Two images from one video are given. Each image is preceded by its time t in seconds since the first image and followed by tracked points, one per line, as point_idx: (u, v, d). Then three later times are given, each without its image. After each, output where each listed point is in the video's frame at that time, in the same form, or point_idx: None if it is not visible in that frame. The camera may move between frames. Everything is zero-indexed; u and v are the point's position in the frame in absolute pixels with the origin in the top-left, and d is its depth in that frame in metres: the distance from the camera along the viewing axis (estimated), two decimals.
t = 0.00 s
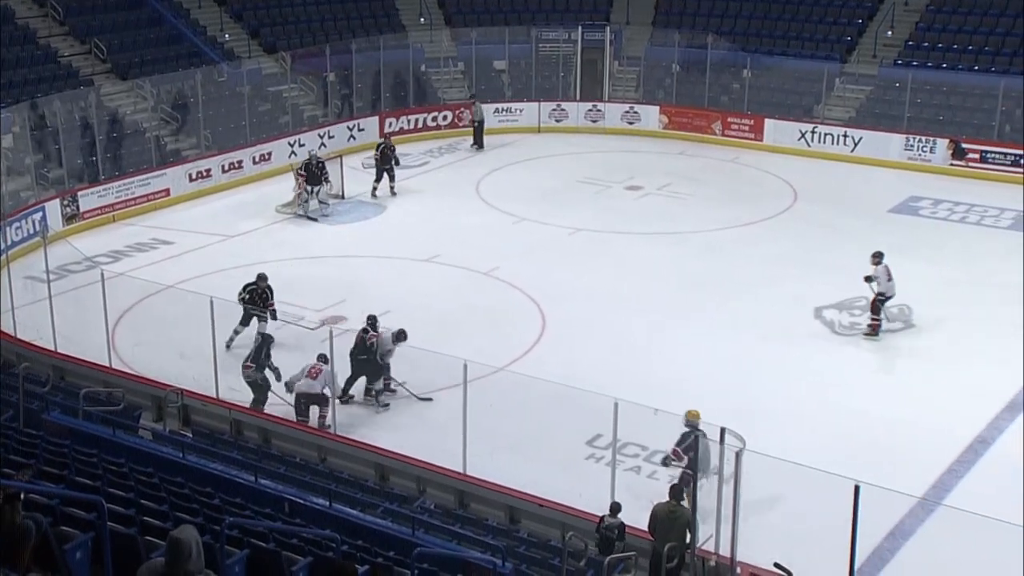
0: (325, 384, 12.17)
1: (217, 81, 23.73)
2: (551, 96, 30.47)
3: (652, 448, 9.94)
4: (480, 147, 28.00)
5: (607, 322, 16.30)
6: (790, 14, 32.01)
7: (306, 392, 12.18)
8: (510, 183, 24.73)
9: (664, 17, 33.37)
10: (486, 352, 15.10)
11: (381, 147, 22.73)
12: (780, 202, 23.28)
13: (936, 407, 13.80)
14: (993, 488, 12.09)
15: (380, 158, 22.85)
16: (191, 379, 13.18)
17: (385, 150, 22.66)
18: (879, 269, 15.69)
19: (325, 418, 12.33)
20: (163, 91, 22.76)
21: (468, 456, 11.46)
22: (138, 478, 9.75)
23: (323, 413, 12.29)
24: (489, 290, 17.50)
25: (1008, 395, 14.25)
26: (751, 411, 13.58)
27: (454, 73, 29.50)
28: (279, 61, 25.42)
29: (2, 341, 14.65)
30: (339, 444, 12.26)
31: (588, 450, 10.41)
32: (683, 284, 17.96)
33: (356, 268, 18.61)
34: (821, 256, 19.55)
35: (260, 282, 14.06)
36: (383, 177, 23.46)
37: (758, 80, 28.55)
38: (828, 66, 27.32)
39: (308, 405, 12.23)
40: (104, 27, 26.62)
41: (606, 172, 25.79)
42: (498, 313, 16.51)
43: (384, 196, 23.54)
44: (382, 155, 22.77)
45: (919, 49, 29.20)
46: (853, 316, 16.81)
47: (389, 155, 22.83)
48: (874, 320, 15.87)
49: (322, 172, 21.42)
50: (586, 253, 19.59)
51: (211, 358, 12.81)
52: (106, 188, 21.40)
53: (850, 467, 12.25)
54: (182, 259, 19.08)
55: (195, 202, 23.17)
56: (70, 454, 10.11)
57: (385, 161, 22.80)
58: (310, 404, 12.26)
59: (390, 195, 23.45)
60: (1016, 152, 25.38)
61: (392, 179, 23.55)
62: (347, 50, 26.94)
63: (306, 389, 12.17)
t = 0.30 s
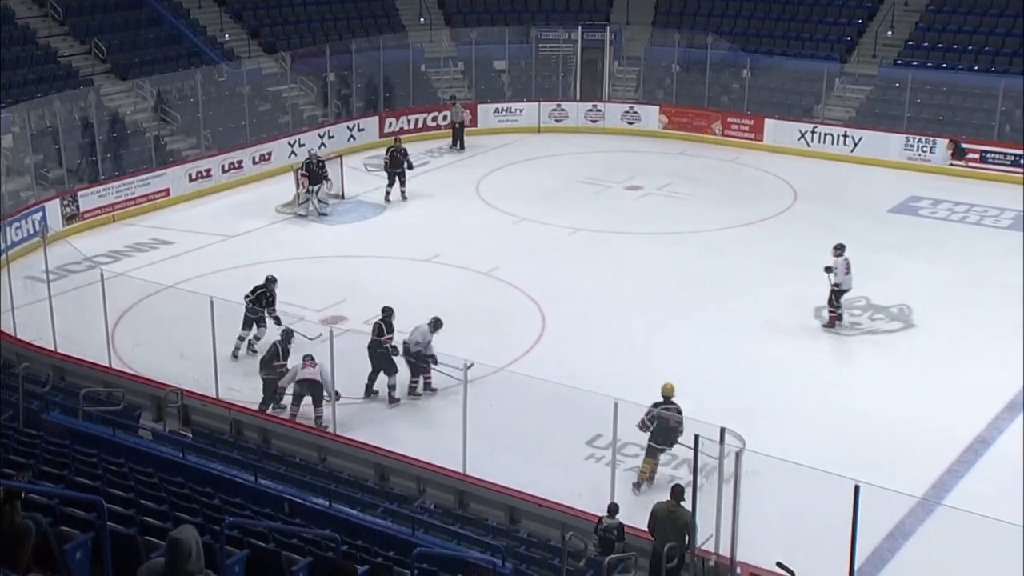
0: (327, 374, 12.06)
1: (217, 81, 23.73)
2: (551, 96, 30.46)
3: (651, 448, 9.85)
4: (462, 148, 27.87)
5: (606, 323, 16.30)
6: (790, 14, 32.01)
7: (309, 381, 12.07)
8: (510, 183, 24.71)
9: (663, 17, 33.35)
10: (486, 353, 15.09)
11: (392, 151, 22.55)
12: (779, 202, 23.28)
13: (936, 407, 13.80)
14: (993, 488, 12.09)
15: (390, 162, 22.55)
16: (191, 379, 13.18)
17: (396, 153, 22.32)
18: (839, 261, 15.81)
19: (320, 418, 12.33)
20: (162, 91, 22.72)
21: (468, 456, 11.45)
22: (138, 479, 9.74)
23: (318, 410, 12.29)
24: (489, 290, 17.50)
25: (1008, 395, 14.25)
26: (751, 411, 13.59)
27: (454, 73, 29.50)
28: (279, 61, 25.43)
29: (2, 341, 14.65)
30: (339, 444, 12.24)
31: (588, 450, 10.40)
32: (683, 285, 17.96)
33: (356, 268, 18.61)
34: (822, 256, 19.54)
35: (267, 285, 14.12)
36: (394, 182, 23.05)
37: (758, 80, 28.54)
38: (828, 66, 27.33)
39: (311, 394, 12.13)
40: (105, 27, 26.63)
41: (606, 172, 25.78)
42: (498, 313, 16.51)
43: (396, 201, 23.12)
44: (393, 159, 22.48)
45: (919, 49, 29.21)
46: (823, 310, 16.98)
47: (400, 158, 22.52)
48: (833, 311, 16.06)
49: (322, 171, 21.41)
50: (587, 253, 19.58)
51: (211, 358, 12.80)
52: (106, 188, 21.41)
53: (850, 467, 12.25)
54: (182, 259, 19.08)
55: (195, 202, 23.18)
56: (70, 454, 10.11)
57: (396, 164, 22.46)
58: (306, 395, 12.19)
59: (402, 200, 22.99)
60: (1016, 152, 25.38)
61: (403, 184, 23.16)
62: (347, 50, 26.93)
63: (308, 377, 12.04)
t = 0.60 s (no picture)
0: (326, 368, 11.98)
1: (218, 81, 23.74)
2: (551, 96, 30.45)
3: (651, 448, 9.81)
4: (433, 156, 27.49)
5: (606, 322, 16.31)
6: (789, 14, 32.02)
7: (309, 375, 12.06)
8: (510, 183, 24.71)
9: (664, 17, 33.36)
10: (486, 353, 15.10)
11: (400, 156, 22.24)
12: (779, 202, 23.28)
13: (936, 407, 13.80)
14: (993, 488, 12.09)
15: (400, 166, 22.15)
16: (190, 379, 13.18)
17: (404, 157, 21.97)
18: (804, 253, 16.04)
19: (323, 416, 12.33)
20: (162, 91, 22.71)
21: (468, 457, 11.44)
22: (138, 479, 9.74)
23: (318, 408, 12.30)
24: (488, 290, 17.50)
25: (1009, 395, 14.26)
26: (752, 411, 13.59)
27: (454, 74, 29.51)
28: (279, 61, 25.37)
29: (2, 341, 14.65)
30: (339, 444, 12.25)
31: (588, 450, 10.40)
32: (683, 285, 17.96)
33: (356, 268, 18.61)
34: (822, 256, 19.53)
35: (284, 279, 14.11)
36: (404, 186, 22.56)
37: (757, 80, 28.53)
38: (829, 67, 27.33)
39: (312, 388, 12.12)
40: (105, 27, 26.62)
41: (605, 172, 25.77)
42: (498, 313, 16.52)
43: (407, 205, 22.67)
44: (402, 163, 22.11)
45: (919, 49, 29.22)
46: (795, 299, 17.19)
47: (410, 163, 22.16)
48: (798, 304, 16.37)
49: (322, 171, 21.44)
50: (587, 252, 19.60)
51: (211, 358, 12.79)
52: (106, 188, 21.42)
53: (849, 467, 12.25)
54: (182, 259, 19.08)
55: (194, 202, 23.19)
56: (69, 454, 10.11)
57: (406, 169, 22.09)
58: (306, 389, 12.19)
59: (412, 206, 22.54)
60: (1016, 152, 25.38)
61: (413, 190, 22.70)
62: (347, 50, 26.94)
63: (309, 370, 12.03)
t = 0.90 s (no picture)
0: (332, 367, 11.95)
1: (218, 81, 23.73)
2: (551, 96, 30.44)
3: (650, 448, 9.89)
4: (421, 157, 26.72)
5: (606, 322, 16.31)
6: (789, 14, 32.02)
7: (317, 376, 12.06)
8: (510, 183, 24.72)
9: (664, 17, 33.35)
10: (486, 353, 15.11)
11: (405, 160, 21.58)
12: (779, 202, 23.29)
13: (937, 407, 13.81)
14: (993, 488, 12.09)
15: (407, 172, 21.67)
16: (191, 379, 13.18)
17: (411, 162, 21.52)
18: (772, 245, 16.26)
19: (337, 411, 12.37)
20: (163, 91, 22.70)
21: (468, 457, 11.43)
22: (138, 480, 9.73)
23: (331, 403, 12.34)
24: (487, 290, 17.51)
25: (1009, 395, 14.26)
26: (752, 411, 13.58)
27: (454, 74, 29.51)
28: (279, 61, 25.41)
29: (2, 341, 14.65)
30: (340, 445, 12.24)
31: (588, 450, 10.38)
32: (683, 285, 17.97)
33: (356, 268, 18.61)
34: (822, 256, 19.54)
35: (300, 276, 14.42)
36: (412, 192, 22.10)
37: (757, 81, 28.50)
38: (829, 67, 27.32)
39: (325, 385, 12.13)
40: (105, 27, 26.62)
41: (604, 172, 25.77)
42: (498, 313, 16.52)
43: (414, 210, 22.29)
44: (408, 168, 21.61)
45: (919, 49, 29.23)
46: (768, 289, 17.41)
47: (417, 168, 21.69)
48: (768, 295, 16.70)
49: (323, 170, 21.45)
50: (588, 252, 19.62)
51: (211, 358, 12.79)
52: (106, 188, 21.42)
53: (849, 467, 12.25)
54: (182, 259, 19.08)
55: (194, 202, 23.19)
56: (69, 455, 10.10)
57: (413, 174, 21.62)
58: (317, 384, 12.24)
59: (419, 213, 22.05)
60: (1016, 152, 25.38)
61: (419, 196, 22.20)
62: (347, 50, 26.96)
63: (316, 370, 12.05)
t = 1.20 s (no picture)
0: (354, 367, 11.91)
1: (217, 82, 23.74)
2: (550, 97, 30.43)
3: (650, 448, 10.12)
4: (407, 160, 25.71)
5: (604, 323, 16.32)
6: (788, 15, 32.03)
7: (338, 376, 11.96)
8: (509, 184, 24.74)
9: (663, 18, 33.35)
10: (485, 354, 15.11)
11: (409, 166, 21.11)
12: (778, 203, 23.30)
13: (937, 407, 13.84)
14: (992, 489, 12.10)
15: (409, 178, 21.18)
16: (190, 381, 13.18)
17: (412, 168, 20.93)
18: (744, 238, 16.65)
19: (354, 411, 12.26)
20: (162, 92, 22.70)
21: (467, 458, 11.44)
22: (137, 481, 9.72)
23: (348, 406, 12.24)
24: (487, 291, 17.51)
25: (1008, 395, 14.29)
26: (750, 412, 13.59)
27: (453, 75, 29.52)
28: (278, 62, 25.55)
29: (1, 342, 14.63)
30: (339, 445, 12.23)
31: (587, 451, 10.38)
32: (682, 285, 17.98)
33: (355, 269, 18.62)
34: (821, 258, 19.55)
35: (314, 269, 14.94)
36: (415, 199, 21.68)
37: (756, 82, 28.45)
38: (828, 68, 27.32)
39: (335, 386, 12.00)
40: (103, 28, 26.61)
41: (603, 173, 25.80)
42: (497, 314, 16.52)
43: (418, 218, 21.76)
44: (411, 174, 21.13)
45: (918, 50, 29.27)
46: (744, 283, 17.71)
47: (419, 175, 21.07)
48: (740, 287, 17.14)
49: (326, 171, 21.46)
50: (587, 253, 19.64)
51: (210, 358, 12.78)
52: (105, 189, 21.42)
53: (847, 467, 12.27)
54: (181, 260, 19.09)
55: (193, 203, 23.18)
56: (68, 456, 10.09)
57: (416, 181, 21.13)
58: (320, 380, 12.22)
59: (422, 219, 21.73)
60: (1015, 153, 25.40)
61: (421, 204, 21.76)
62: (345, 52, 26.99)
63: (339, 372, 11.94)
